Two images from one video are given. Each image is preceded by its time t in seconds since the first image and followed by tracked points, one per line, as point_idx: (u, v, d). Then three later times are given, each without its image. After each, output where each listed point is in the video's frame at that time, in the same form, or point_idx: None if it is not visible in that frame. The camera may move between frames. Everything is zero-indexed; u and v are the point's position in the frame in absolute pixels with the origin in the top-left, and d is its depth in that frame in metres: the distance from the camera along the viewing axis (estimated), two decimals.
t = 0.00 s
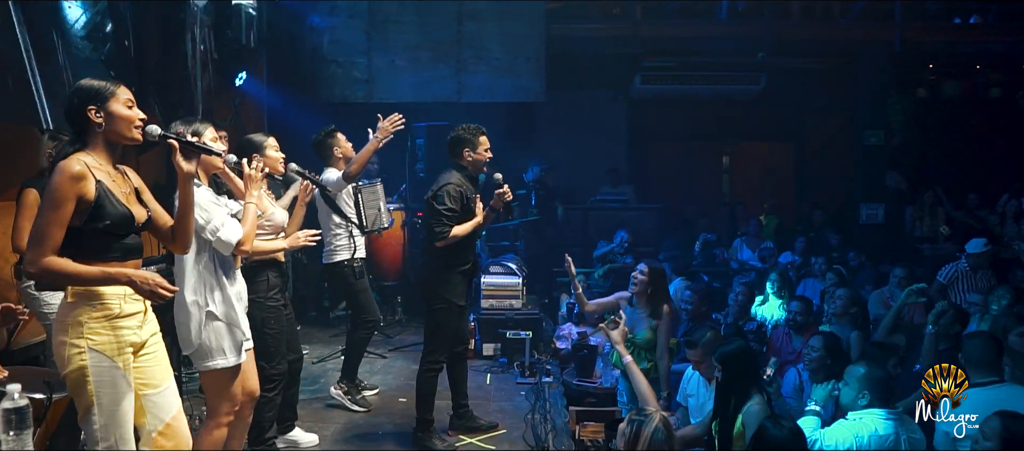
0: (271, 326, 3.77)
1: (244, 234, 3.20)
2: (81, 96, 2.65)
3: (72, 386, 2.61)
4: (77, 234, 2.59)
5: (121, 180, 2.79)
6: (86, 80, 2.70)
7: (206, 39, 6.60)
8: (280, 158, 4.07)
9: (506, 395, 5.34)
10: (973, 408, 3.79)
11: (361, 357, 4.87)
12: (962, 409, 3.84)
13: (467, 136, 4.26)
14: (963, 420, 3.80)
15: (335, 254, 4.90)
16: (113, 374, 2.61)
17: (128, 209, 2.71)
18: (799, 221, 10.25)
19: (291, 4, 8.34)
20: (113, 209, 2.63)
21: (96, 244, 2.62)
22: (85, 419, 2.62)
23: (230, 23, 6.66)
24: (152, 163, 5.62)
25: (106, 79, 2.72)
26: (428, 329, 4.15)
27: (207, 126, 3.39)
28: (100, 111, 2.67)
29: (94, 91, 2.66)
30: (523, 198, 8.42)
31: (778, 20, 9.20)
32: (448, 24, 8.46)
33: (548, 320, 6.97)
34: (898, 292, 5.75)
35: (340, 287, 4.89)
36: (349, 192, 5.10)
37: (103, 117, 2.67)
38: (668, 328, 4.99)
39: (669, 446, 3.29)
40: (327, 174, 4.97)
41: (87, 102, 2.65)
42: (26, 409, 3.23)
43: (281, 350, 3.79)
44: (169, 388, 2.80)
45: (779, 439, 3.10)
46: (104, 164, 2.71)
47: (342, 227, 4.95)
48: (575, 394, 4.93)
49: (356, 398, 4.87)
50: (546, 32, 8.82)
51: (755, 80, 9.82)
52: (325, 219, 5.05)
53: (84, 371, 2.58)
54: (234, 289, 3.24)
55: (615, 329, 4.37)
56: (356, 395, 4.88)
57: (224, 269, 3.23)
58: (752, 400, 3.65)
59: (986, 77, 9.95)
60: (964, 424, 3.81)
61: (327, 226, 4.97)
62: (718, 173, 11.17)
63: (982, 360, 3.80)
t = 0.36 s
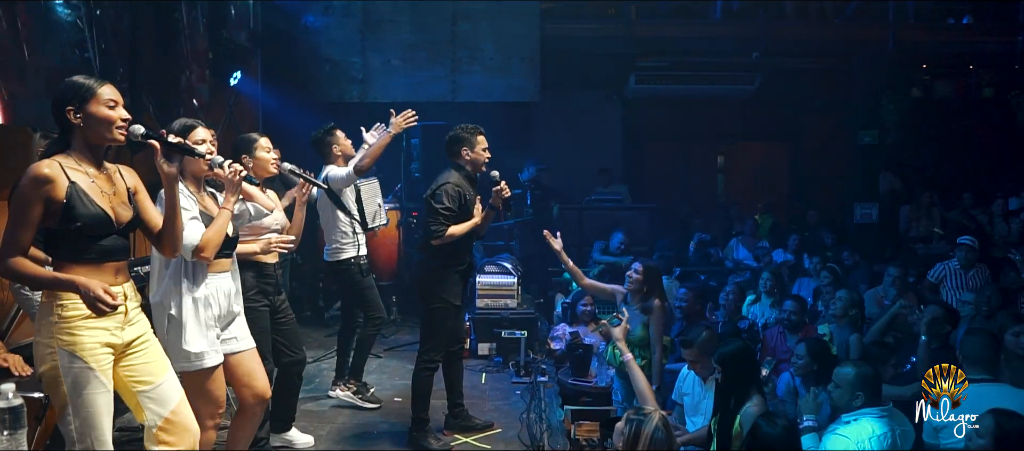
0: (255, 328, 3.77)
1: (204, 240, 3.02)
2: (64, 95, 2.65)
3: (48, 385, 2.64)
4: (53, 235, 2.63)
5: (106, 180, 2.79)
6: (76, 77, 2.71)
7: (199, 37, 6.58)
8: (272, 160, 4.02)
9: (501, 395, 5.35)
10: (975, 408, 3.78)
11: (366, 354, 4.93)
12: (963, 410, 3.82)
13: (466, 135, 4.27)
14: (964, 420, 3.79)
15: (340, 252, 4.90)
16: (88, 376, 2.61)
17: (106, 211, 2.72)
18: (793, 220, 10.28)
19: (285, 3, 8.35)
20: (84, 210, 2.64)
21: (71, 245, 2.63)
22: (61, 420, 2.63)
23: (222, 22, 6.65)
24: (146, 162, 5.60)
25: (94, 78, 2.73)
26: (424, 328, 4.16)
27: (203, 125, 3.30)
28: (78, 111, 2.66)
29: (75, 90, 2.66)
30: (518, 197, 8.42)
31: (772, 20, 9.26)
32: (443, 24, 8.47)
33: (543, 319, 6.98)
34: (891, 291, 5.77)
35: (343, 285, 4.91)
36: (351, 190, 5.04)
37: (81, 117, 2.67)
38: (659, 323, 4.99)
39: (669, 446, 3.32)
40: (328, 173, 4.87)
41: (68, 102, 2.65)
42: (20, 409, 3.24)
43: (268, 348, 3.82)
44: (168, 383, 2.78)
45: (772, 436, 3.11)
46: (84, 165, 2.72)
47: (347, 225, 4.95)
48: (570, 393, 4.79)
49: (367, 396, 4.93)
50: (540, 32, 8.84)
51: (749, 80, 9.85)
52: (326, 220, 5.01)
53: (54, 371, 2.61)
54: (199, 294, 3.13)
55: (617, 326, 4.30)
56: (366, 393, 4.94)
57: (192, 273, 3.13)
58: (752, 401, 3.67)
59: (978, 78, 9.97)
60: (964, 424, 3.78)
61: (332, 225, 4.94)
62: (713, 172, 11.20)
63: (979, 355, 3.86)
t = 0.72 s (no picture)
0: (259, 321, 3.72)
1: (196, 239, 3.02)
2: (61, 94, 2.64)
3: (67, 385, 2.62)
4: (58, 235, 2.62)
5: (107, 177, 2.77)
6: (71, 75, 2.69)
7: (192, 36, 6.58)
8: (269, 158, 4.00)
9: (495, 394, 5.35)
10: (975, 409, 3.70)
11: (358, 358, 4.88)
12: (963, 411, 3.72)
13: (458, 133, 4.29)
14: (963, 420, 3.66)
15: (340, 252, 4.89)
16: (109, 369, 2.61)
17: (109, 208, 2.70)
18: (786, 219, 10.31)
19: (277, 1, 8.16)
20: (88, 209, 2.62)
21: (77, 244, 2.64)
22: (86, 416, 2.61)
23: (215, 21, 6.66)
24: (139, 161, 5.57)
25: (89, 75, 2.70)
26: (418, 327, 4.15)
27: (198, 120, 3.31)
28: (76, 109, 2.65)
29: (71, 89, 2.64)
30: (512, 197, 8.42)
31: (765, 21, 9.41)
32: (437, 24, 8.46)
33: (538, 318, 6.98)
34: (884, 290, 5.80)
35: (341, 285, 4.89)
36: (352, 189, 5.02)
37: (79, 116, 2.65)
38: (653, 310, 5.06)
39: (664, 445, 3.33)
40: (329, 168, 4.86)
41: (66, 101, 2.64)
42: (9, 408, 3.26)
43: (274, 342, 3.75)
44: (153, 384, 2.82)
45: (766, 433, 3.13)
46: (84, 163, 2.70)
47: (348, 224, 4.94)
48: (565, 392, 4.98)
49: (363, 396, 4.96)
50: (534, 32, 8.89)
51: (743, 80, 9.90)
52: (326, 219, 5.00)
53: (72, 368, 2.59)
54: (192, 292, 3.16)
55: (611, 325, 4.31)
56: (362, 393, 4.96)
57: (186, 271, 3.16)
58: (746, 403, 3.66)
59: (970, 77, 10.00)
60: (964, 424, 3.66)
61: (333, 224, 4.93)
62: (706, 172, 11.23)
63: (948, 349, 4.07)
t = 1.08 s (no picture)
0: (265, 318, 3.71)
1: (219, 243, 3.11)
2: (60, 96, 2.61)
3: (81, 384, 2.60)
4: (64, 238, 2.58)
5: (103, 178, 2.76)
6: (67, 77, 2.66)
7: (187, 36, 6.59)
8: (271, 159, 3.92)
9: (489, 393, 5.34)
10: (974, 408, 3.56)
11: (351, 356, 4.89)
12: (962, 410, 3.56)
13: (451, 133, 4.26)
14: (963, 420, 3.53)
15: (334, 250, 4.87)
16: (120, 362, 2.64)
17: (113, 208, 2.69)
18: (780, 219, 10.33)
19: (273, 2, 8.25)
20: (99, 211, 2.62)
21: (83, 245, 2.61)
22: (105, 412, 2.61)
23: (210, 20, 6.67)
24: (133, 162, 5.56)
25: (87, 78, 2.68)
26: (413, 326, 4.14)
27: (200, 126, 3.30)
28: (81, 111, 2.63)
29: (74, 91, 2.62)
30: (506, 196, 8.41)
31: (758, 21, 9.45)
32: (431, 24, 8.50)
33: (532, 318, 6.98)
34: (879, 289, 5.82)
35: (336, 286, 4.89)
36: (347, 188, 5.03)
37: (84, 118, 2.64)
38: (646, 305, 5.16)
39: (658, 446, 3.31)
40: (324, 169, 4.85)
41: (68, 103, 2.62)
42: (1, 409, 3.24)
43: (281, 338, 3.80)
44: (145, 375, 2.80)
45: (759, 432, 3.13)
46: (84, 165, 2.68)
47: (342, 222, 4.90)
48: (559, 392, 4.97)
49: (358, 395, 4.97)
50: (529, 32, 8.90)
51: (737, 80, 9.90)
52: (322, 217, 4.98)
53: (90, 367, 2.58)
54: (208, 294, 3.20)
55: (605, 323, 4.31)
56: (356, 392, 4.98)
57: (202, 275, 3.21)
58: (740, 402, 3.67)
59: (963, 78, 10.04)
60: (964, 424, 3.53)
61: (328, 222, 4.90)
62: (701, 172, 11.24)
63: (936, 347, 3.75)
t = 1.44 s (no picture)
0: (256, 322, 3.71)
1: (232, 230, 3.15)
2: (48, 92, 2.59)
3: (49, 385, 2.54)
4: (48, 232, 2.57)
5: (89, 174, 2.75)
6: (54, 72, 2.64)
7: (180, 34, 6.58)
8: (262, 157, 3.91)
9: (483, 393, 5.34)
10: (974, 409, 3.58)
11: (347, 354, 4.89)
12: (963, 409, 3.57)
13: (437, 131, 4.27)
14: (963, 420, 3.55)
15: (327, 249, 4.86)
16: (93, 368, 2.58)
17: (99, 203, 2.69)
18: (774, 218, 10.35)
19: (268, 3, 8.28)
20: (86, 203, 2.62)
21: (69, 240, 2.60)
22: (65, 419, 2.55)
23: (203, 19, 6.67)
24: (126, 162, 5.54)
25: (74, 73, 2.67)
26: (408, 326, 4.13)
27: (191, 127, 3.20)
28: (67, 106, 2.62)
29: (61, 86, 2.61)
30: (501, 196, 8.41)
31: (752, 20, 9.47)
32: (425, 24, 8.51)
33: (526, 318, 6.98)
34: (873, 289, 5.84)
35: (329, 286, 4.86)
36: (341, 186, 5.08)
37: (70, 113, 2.63)
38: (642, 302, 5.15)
39: (651, 447, 3.33)
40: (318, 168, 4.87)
41: (55, 98, 2.60)
42: None
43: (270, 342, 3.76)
44: (129, 385, 2.78)
45: (751, 430, 3.14)
46: (72, 159, 2.68)
47: (336, 221, 4.90)
48: (553, 391, 5.01)
49: (353, 395, 4.96)
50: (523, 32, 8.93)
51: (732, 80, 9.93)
52: (314, 215, 4.97)
53: (61, 368, 2.53)
54: (221, 286, 3.16)
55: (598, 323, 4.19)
56: (351, 391, 4.97)
57: (214, 266, 3.14)
58: (733, 401, 3.66)
59: (956, 78, 10.08)
60: (965, 424, 3.55)
61: (321, 220, 4.88)
62: (696, 172, 11.25)
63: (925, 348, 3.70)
